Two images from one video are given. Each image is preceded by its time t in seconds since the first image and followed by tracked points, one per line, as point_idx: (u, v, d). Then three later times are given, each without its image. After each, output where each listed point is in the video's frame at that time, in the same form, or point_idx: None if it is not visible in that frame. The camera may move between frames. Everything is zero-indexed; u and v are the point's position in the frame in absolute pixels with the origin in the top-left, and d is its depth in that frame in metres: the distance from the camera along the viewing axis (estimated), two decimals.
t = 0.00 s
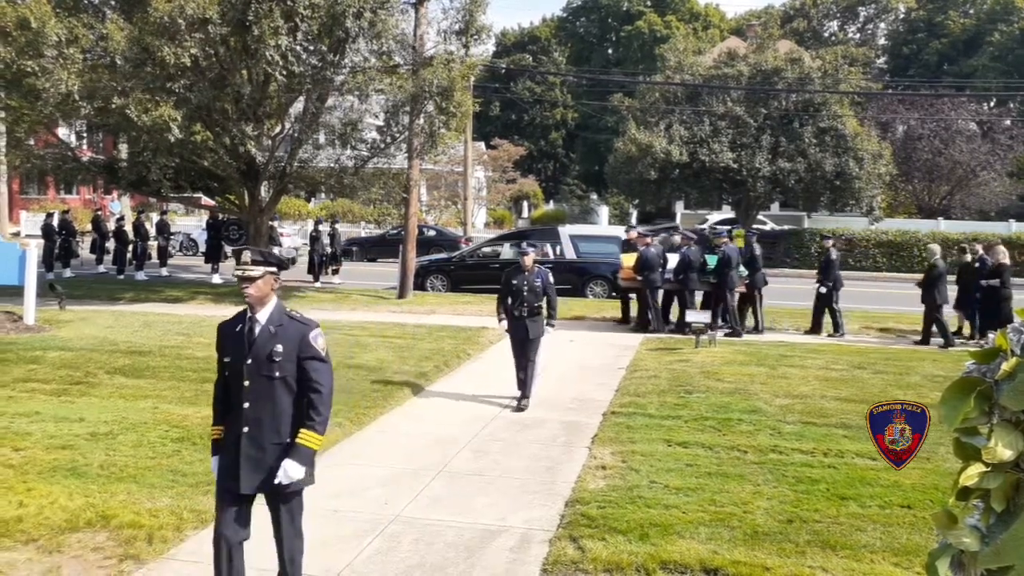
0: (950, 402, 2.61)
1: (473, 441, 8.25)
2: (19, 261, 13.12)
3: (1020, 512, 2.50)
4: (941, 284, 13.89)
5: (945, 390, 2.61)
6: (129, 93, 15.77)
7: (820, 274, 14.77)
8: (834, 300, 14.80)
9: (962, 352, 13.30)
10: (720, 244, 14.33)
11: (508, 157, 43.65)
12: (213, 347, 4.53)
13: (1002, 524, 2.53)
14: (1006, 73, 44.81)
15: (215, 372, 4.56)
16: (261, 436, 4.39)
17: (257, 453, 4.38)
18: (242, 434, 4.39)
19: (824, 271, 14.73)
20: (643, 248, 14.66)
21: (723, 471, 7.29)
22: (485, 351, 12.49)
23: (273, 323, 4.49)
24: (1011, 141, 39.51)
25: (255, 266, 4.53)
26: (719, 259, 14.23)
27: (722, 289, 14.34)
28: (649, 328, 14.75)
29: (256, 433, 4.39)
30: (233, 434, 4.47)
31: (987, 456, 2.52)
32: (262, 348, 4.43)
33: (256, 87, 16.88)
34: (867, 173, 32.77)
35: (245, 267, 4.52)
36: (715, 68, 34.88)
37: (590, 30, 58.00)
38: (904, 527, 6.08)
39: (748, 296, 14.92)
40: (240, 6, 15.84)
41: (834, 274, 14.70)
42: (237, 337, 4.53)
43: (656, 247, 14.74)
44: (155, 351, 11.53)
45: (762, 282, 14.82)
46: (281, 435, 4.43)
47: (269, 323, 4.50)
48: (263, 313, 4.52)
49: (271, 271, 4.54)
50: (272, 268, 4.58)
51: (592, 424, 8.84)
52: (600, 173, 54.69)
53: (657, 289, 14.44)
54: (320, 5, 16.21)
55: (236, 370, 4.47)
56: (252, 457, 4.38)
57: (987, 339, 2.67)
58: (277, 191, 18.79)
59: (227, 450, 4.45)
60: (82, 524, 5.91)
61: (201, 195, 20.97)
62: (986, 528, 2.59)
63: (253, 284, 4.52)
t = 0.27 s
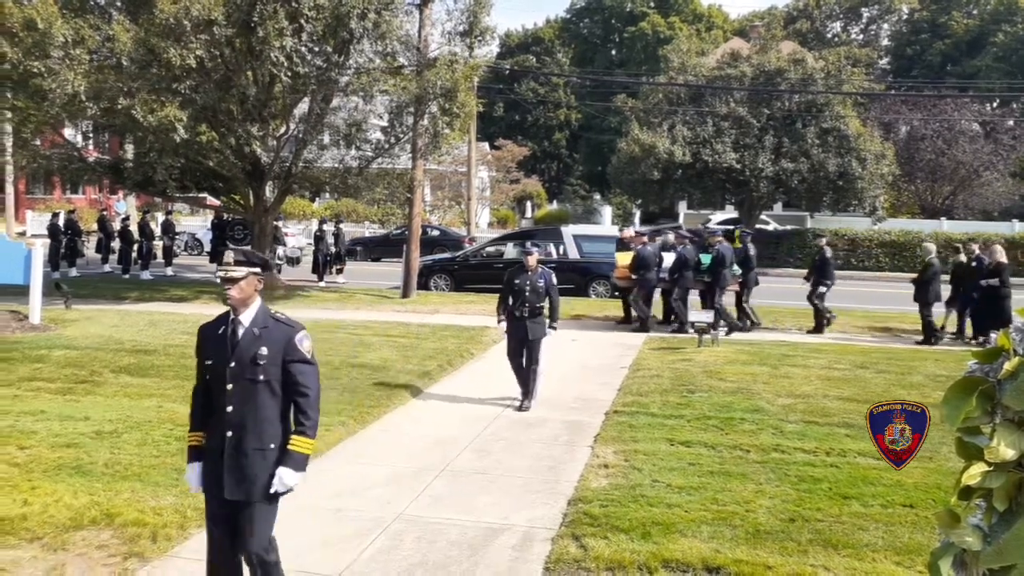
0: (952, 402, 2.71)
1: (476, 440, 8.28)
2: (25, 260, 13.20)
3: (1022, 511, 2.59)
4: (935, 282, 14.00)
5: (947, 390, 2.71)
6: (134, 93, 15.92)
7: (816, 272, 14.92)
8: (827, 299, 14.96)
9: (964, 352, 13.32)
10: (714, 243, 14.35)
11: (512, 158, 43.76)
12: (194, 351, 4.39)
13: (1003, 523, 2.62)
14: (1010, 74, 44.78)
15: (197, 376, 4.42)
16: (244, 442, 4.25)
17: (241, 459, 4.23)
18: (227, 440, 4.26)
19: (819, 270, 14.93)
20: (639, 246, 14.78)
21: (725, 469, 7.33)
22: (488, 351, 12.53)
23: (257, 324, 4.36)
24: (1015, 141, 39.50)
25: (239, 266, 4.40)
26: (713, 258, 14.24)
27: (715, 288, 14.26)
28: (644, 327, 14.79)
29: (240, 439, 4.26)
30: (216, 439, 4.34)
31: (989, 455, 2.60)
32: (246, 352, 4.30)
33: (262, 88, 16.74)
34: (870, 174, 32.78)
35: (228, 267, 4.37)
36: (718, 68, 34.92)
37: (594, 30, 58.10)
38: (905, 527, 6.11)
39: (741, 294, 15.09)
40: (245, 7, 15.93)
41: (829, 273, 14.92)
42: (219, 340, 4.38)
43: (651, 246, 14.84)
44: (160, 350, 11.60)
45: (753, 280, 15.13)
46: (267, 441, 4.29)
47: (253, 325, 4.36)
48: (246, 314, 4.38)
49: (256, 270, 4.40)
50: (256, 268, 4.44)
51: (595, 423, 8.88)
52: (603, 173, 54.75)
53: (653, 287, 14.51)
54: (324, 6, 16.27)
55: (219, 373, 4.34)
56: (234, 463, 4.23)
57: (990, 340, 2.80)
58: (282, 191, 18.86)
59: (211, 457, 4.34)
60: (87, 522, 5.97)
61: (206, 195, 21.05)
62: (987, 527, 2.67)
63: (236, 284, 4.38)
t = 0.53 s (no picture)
0: (954, 402, 2.69)
1: (476, 441, 8.24)
2: (23, 259, 13.17)
3: None
4: (929, 282, 13.96)
5: (950, 391, 2.69)
6: (133, 92, 15.85)
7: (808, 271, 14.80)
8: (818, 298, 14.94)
9: (966, 352, 13.28)
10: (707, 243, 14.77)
11: (512, 157, 43.75)
12: (173, 356, 4.20)
13: (1005, 523, 2.58)
14: (1011, 73, 44.69)
15: (176, 382, 4.23)
16: (229, 451, 4.09)
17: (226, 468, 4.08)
18: (210, 448, 4.10)
19: (813, 269, 14.81)
20: (632, 246, 14.59)
21: (725, 470, 7.29)
22: (488, 351, 12.48)
23: (240, 328, 4.18)
24: (1016, 140, 39.36)
25: (218, 269, 4.22)
26: (706, 258, 14.72)
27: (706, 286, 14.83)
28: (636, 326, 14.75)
29: (224, 447, 4.10)
30: (197, 447, 4.18)
31: (990, 456, 2.57)
32: (229, 356, 4.12)
33: (260, 87, 16.75)
34: (871, 173, 32.70)
35: (208, 269, 4.19)
36: (719, 67, 34.88)
37: (594, 29, 58.06)
38: (907, 527, 6.06)
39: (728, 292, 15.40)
40: (243, 6, 15.87)
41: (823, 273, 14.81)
42: (199, 344, 4.20)
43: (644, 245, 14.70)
44: (159, 350, 11.55)
45: (746, 281, 15.08)
46: (254, 448, 4.15)
47: (235, 329, 4.18)
48: (228, 318, 4.21)
49: (236, 273, 4.23)
50: (236, 269, 4.27)
51: (595, 424, 8.84)
52: (603, 173, 54.68)
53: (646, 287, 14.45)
54: (323, 5, 16.21)
55: (200, 380, 4.16)
56: (219, 472, 4.07)
57: (992, 341, 2.77)
58: (281, 191, 18.82)
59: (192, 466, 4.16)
60: (86, 523, 5.92)
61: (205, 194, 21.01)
62: (989, 528, 2.63)
63: (216, 287, 4.21)
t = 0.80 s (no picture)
0: (955, 402, 2.69)
1: (478, 441, 8.22)
2: (25, 260, 13.19)
3: None
4: (924, 284, 13.88)
5: (951, 390, 2.69)
6: (134, 93, 15.68)
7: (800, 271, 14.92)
8: (809, 298, 14.95)
9: (969, 351, 13.23)
10: (701, 243, 14.65)
11: (514, 157, 43.90)
12: (161, 362, 3.99)
13: (1008, 524, 2.57)
14: (1014, 72, 44.63)
15: (163, 388, 4.02)
16: (219, 461, 3.89)
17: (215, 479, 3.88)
18: (199, 459, 3.89)
19: (805, 268, 14.94)
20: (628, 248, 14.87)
21: (728, 470, 7.27)
22: (489, 351, 12.47)
23: (230, 333, 3.97)
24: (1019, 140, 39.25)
25: (207, 271, 4.01)
26: (700, 258, 14.58)
27: (701, 287, 14.66)
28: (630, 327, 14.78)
29: (214, 458, 3.90)
30: (185, 457, 3.97)
31: (993, 455, 2.55)
32: (219, 363, 3.91)
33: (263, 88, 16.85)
34: (874, 173, 32.64)
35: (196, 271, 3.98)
36: (721, 67, 34.87)
37: (596, 30, 58.09)
38: (910, 527, 6.04)
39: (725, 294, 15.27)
40: (245, 7, 15.87)
41: (814, 273, 14.93)
42: (187, 349, 3.98)
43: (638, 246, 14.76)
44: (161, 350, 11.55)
45: (740, 281, 15.08)
46: (245, 459, 3.95)
47: (225, 334, 3.97)
48: (217, 322, 4.00)
49: (227, 275, 4.03)
50: (226, 271, 4.07)
51: (598, 424, 8.82)
52: (605, 173, 54.66)
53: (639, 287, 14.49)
54: (325, 6, 16.23)
55: (187, 387, 3.95)
56: (209, 485, 3.88)
57: (995, 340, 2.75)
58: (283, 191, 18.83)
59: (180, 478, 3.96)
60: (87, 523, 5.92)
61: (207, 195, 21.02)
62: (991, 527, 2.63)
63: (205, 289, 3.99)
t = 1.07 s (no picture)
0: (956, 402, 2.68)
1: (478, 441, 8.23)
2: (26, 260, 13.21)
3: None
4: (913, 283, 13.88)
5: (952, 390, 2.68)
6: (135, 93, 15.66)
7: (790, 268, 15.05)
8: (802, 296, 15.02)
9: (970, 352, 13.22)
10: (696, 243, 14.77)
11: (515, 158, 44.26)
12: (150, 366, 3.94)
13: (1009, 524, 2.57)
14: (1015, 71, 44.57)
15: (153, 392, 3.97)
16: (202, 469, 3.81)
17: (199, 486, 3.81)
18: (182, 465, 3.81)
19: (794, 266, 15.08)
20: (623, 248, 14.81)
21: (728, 470, 7.28)
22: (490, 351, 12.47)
23: (216, 337, 3.88)
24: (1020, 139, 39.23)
25: (194, 272, 3.95)
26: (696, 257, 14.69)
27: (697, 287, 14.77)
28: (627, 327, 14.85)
29: (197, 465, 3.81)
30: (171, 463, 3.90)
31: (993, 456, 2.55)
32: (203, 367, 3.83)
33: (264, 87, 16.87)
34: (875, 173, 32.62)
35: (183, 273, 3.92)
36: (722, 67, 34.87)
37: (597, 29, 58.13)
38: (910, 528, 6.05)
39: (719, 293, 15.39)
40: (246, 7, 15.86)
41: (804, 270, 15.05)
42: (175, 353, 3.92)
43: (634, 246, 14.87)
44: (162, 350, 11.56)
45: (733, 280, 15.22)
46: (228, 467, 3.85)
47: (211, 338, 3.89)
48: (204, 324, 3.92)
49: (213, 277, 3.95)
50: (214, 273, 3.99)
51: (598, 424, 8.84)
52: (606, 173, 54.64)
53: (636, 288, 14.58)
54: (325, 5, 16.21)
55: (173, 393, 3.88)
56: (191, 493, 3.80)
57: (994, 340, 2.76)
58: (284, 191, 18.86)
59: (165, 484, 3.89)
60: (88, 523, 5.93)
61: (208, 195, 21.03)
62: (992, 528, 2.63)
63: (192, 292, 3.93)
